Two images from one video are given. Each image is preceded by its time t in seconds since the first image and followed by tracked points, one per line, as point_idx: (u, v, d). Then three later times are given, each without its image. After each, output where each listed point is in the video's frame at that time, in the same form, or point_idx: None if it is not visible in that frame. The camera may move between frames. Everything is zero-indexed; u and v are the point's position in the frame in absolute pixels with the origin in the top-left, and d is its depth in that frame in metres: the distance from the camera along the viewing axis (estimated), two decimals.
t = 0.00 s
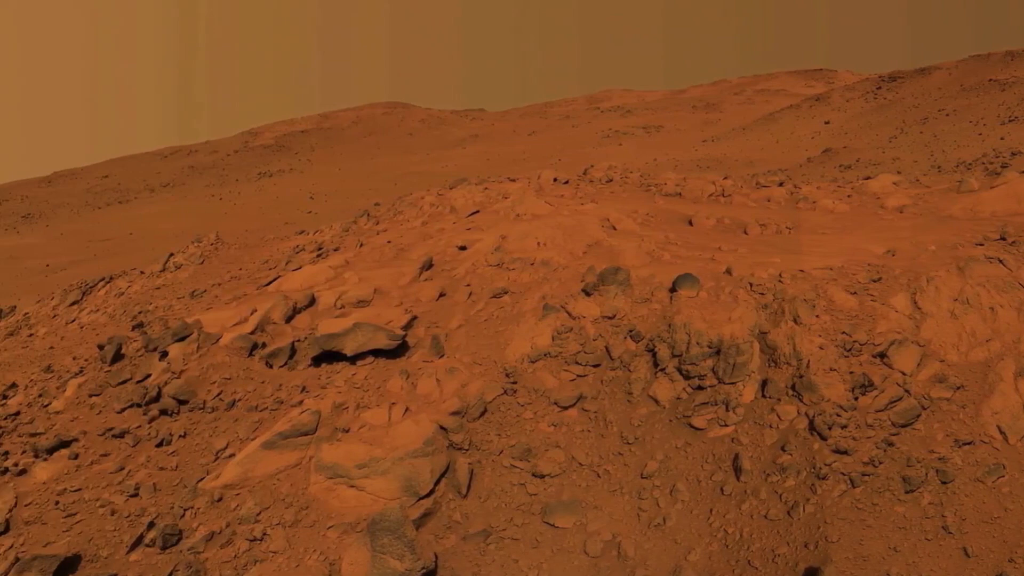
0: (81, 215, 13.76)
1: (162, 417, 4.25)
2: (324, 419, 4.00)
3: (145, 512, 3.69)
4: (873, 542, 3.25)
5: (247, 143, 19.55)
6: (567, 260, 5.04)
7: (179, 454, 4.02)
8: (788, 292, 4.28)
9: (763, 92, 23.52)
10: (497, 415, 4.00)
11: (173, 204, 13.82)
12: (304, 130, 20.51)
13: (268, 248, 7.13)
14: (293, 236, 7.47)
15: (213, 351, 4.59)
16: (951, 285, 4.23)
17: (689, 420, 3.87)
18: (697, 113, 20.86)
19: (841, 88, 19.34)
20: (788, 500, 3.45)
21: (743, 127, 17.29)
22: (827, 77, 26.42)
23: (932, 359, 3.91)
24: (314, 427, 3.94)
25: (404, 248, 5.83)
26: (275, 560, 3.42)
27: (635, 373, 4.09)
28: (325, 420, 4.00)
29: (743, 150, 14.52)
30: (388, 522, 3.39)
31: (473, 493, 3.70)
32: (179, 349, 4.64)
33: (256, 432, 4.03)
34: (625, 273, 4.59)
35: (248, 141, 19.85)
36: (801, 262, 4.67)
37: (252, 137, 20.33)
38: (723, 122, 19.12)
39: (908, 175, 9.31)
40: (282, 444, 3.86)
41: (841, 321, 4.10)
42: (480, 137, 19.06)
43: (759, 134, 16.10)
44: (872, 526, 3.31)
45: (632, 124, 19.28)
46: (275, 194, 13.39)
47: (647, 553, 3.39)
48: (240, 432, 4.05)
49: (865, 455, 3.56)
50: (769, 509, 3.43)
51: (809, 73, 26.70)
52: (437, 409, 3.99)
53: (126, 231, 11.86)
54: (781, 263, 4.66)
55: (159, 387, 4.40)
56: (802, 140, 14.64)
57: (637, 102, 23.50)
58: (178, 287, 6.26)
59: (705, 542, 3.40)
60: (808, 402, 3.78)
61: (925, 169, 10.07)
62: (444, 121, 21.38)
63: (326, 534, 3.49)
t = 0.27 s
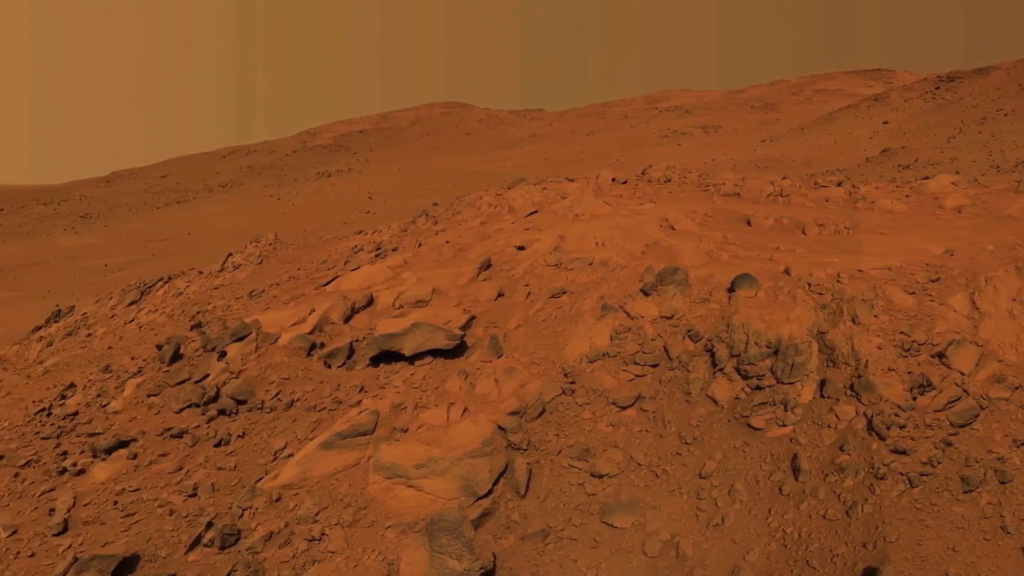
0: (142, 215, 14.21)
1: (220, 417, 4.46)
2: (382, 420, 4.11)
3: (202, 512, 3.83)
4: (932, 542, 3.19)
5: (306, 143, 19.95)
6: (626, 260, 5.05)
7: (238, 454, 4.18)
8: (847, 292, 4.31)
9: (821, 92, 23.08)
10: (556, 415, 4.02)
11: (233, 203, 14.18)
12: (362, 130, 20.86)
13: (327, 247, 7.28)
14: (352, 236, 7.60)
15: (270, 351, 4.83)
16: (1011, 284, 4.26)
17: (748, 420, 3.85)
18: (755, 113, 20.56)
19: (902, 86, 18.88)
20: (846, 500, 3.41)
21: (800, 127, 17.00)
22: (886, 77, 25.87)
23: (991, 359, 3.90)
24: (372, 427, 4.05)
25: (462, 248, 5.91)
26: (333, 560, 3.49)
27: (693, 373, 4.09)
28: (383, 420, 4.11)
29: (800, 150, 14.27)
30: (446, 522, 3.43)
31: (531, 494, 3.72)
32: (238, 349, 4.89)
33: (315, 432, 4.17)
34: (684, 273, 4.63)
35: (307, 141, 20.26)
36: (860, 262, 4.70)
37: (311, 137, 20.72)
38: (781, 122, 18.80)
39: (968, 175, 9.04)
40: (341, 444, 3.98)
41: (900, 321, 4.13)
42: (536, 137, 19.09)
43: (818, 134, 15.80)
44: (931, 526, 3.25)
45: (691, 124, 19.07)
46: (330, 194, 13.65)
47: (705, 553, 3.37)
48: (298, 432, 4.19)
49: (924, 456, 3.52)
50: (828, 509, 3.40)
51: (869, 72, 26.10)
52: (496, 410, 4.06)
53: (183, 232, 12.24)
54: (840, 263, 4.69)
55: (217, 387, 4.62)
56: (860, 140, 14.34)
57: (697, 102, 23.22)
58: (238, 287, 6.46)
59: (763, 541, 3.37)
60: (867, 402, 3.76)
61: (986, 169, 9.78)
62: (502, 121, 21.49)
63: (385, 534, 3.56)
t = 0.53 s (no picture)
0: (199, 214, 14.58)
1: (277, 417, 4.62)
2: (439, 420, 4.19)
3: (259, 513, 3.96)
4: (990, 542, 3.15)
5: (363, 143, 20.24)
6: (682, 260, 5.03)
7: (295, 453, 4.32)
8: (904, 292, 4.29)
9: (877, 92, 22.62)
10: (613, 415, 4.04)
11: (291, 203, 14.48)
12: (419, 130, 21.09)
13: (383, 246, 7.41)
14: (409, 236, 7.71)
15: (329, 351, 5.01)
16: None
17: (805, 420, 3.82)
18: (812, 113, 20.20)
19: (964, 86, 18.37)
20: (903, 500, 3.38)
21: (857, 128, 16.67)
22: (944, 77, 25.32)
23: None
24: (428, 427, 4.14)
25: (518, 248, 5.96)
26: (390, 560, 3.55)
27: (750, 373, 4.08)
28: (440, 421, 4.19)
29: (858, 150, 13.99)
30: (503, 523, 3.50)
31: (588, 494, 3.74)
32: (295, 349, 5.10)
33: (371, 432, 4.28)
34: (741, 273, 4.62)
35: (364, 141, 20.56)
36: (917, 262, 4.68)
37: (368, 137, 21.02)
38: (839, 122, 18.44)
39: None
40: (397, 444, 4.08)
41: (957, 321, 4.11)
42: (591, 138, 19.07)
43: (875, 134, 15.47)
44: (988, 527, 3.21)
45: (748, 124, 18.81)
46: (388, 194, 13.86)
47: (762, 553, 3.34)
48: (355, 432, 4.31)
49: (982, 456, 3.48)
50: (885, 509, 3.36)
51: (926, 73, 25.59)
52: (552, 409, 4.09)
53: (239, 232, 12.56)
54: (896, 263, 4.67)
55: (274, 387, 4.81)
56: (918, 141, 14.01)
57: (753, 102, 22.89)
58: (295, 287, 6.63)
59: (820, 541, 3.33)
60: (924, 402, 3.73)
61: None
62: (558, 121, 21.50)
63: (442, 534, 3.62)
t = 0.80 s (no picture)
0: (252, 215, 14.87)
1: (332, 417, 4.77)
2: (494, 420, 4.27)
3: (313, 513, 4.06)
4: None
5: (418, 143, 20.44)
6: (737, 260, 5.00)
7: (350, 453, 4.45)
8: (958, 292, 4.22)
9: (932, 93, 22.08)
10: (668, 415, 4.05)
11: (347, 203, 14.70)
12: (474, 130, 21.21)
13: (438, 246, 7.50)
14: (464, 236, 7.80)
15: (384, 351, 5.16)
16: None
17: (860, 420, 3.80)
18: (867, 113, 19.74)
19: None
20: (958, 500, 3.35)
21: (913, 127, 16.25)
22: (1000, 77, 24.62)
23: None
24: (483, 427, 4.22)
25: (573, 248, 5.99)
26: (445, 560, 3.61)
27: (805, 373, 4.06)
28: (495, 420, 4.26)
29: (915, 149, 13.65)
30: (558, 522, 3.53)
31: (643, 494, 3.75)
32: (350, 349, 5.27)
33: (426, 432, 4.40)
34: (796, 273, 4.59)
35: (418, 141, 20.75)
36: (973, 262, 4.59)
37: (423, 137, 21.21)
38: (894, 122, 18.01)
39: None
40: (453, 444, 4.17)
41: (1013, 321, 4.00)
42: (647, 138, 18.95)
43: (931, 133, 15.05)
44: None
45: (802, 124, 18.48)
46: (444, 194, 13.99)
47: (817, 553, 3.33)
48: (411, 432, 4.43)
49: None
50: (939, 509, 3.34)
51: (979, 74, 24.95)
52: (607, 409, 4.11)
53: (294, 232, 12.80)
54: (951, 263, 4.59)
55: (329, 387, 4.98)
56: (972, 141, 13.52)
57: (808, 102, 22.49)
58: (351, 287, 6.77)
59: (875, 541, 3.31)
60: (978, 402, 3.68)
61: None
62: (614, 121, 21.41)
63: (497, 534, 3.68)
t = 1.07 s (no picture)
0: (305, 215, 15.14)
1: (385, 416, 4.88)
2: (547, 420, 4.32)
3: (365, 514, 4.16)
4: None
5: (471, 143, 20.58)
6: (790, 260, 4.97)
7: (403, 453, 4.56)
8: (1012, 292, 4.11)
9: (986, 92, 21.47)
10: (720, 414, 4.05)
11: (401, 204, 14.89)
12: (527, 129, 21.28)
13: (491, 246, 7.58)
14: (517, 236, 7.86)
15: (437, 351, 5.25)
16: None
17: (912, 420, 3.79)
18: (920, 113, 19.20)
19: None
20: (1012, 500, 3.32)
21: (969, 126, 15.80)
22: None
23: None
24: (536, 427, 4.27)
25: (626, 248, 6.00)
26: (498, 560, 3.69)
27: (857, 373, 4.04)
28: (548, 420, 4.32)
29: (970, 149, 13.29)
30: (610, 523, 3.57)
31: (696, 494, 3.76)
32: (403, 349, 5.38)
33: (480, 431, 4.50)
34: (848, 273, 4.53)
35: (471, 141, 20.91)
36: None
37: (476, 137, 21.35)
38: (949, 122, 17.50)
39: None
40: (505, 444, 4.24)
41: None
42: (701, 138, 18.76)
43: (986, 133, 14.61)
44: None
45: (853, 124, 18.09)
46: (499, 194, 14.08)
47: (870, 553, 3.32)
48: (465, 432, 4.53)
49: None
50: (992, 509, 3.32)
51: None
52: (660, 410, 4.12)
53: (346, 232, 13.03)
54: (1005, 263, 4.46)
55: (382, 387, 5.09)
56: None
57: (861, 101, 22.00)
58: (403, 287, 6.89)
59: (927, 541, 3.30)
60: None
61: None
62: (666, 121, 21.25)
63: (549, 534, 3.74)
